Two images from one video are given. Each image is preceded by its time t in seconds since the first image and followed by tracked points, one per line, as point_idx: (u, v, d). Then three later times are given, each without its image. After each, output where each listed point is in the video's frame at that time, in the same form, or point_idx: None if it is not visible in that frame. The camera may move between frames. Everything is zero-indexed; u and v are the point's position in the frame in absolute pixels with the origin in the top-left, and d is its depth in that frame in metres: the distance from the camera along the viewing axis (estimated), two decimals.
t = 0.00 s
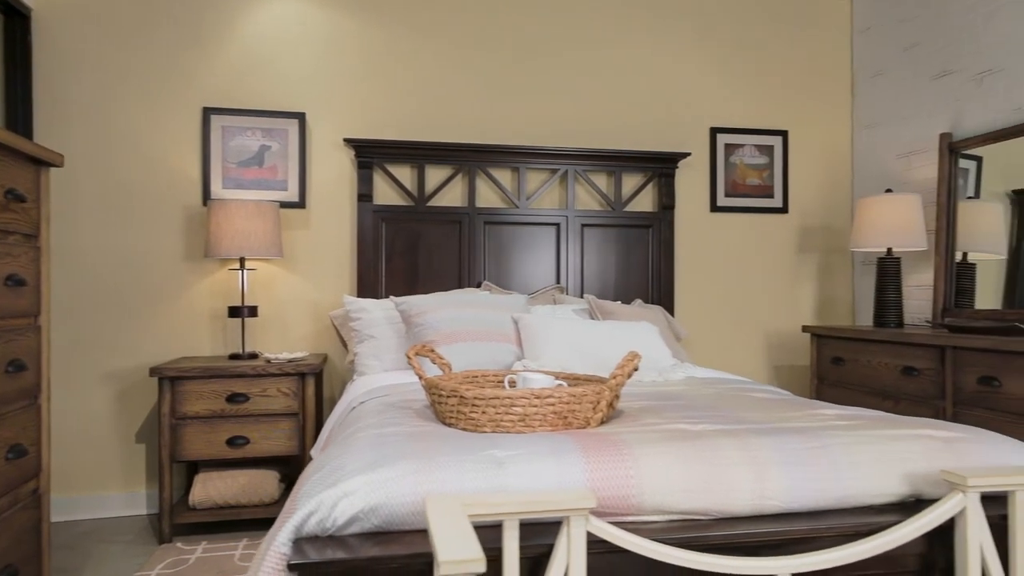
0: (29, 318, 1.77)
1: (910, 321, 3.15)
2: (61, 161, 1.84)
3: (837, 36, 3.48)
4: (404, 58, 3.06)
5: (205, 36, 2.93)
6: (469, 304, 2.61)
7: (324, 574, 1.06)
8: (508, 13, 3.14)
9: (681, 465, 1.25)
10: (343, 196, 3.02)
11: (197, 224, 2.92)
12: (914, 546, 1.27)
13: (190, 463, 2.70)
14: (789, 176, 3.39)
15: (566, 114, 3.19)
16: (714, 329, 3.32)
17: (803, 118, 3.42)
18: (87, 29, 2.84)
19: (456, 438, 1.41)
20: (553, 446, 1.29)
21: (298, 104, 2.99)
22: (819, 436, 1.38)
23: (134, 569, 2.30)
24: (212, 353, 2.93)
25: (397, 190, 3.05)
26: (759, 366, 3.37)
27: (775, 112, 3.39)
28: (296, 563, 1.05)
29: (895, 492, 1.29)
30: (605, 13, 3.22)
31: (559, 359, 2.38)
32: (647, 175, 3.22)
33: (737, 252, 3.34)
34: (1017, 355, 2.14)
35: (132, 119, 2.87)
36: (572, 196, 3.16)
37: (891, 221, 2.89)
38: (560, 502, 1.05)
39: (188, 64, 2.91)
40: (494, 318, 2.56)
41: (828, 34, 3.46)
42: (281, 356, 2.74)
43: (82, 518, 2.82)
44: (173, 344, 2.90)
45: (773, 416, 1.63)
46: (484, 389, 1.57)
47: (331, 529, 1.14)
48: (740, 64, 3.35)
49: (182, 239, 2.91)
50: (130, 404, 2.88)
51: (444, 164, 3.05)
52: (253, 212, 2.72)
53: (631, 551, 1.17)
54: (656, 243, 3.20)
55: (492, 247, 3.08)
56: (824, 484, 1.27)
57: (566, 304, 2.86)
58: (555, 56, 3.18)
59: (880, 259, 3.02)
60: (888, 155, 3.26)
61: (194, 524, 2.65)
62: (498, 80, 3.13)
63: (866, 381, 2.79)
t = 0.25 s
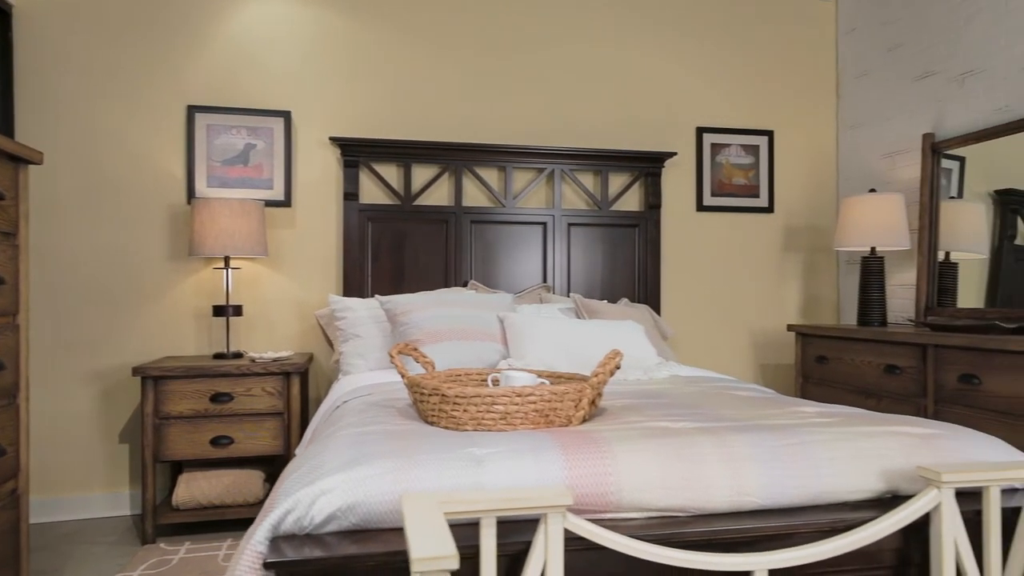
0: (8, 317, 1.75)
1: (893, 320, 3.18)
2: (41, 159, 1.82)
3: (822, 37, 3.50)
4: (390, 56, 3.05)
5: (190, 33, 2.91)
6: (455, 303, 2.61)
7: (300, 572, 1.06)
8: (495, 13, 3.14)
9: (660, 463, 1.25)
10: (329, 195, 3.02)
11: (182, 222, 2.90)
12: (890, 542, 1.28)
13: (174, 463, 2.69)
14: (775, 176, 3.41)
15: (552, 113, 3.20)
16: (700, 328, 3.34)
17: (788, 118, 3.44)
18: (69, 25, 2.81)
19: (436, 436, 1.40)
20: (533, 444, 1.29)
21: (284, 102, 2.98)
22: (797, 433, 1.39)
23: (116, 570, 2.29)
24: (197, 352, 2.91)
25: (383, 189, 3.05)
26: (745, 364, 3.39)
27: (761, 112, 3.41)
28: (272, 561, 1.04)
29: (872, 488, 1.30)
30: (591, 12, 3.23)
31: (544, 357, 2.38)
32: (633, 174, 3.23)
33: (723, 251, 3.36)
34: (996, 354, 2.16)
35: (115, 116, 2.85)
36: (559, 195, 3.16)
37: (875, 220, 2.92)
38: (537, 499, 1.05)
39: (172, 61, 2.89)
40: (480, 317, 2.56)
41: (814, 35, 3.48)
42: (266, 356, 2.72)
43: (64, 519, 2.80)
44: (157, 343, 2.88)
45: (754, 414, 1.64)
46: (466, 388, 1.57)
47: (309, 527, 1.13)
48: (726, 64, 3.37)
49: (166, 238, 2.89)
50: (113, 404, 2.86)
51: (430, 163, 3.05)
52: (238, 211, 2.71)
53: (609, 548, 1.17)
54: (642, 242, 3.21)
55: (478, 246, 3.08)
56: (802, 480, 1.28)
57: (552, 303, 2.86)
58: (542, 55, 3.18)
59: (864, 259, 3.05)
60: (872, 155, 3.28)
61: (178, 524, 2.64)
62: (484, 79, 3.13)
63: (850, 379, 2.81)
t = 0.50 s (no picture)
0: None
1: (878, 318, 3.20)
2: (20, 157, 1.81)
3: (808, 37, 3.52)
4: (376, 55, 3.04)
5: (174, 31, 2.89)
6: (441, 302, 2.61)
7: (276, 571, 1.05)
8: (481, 12, 3.14)
9: (639, 460, 1.25)
10: (315, 193, 3.01)
11: (166, 221, 2.88)
12: (867, 538, 1.29)
13: (158, 463, 2.67)
14: (761, 175, 3.43)
15: (539, 112, 3.20)
16: (687, 327, 3.35)
17: (774, 118, 3.46)
18: (51, 22, 2.79)
19: (417, 434, 1.40)
20: (513, 441, 1.29)
21: (269, 100, 2.96)
22: (777, 430, 1.40)
23: (98, 571, 2.27)
24: (181, 352, 2.90)
25: (369, 188, 3.04)
26: (731, 363, 3.41)
27: (747, 112, 3.42)
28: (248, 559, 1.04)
29: (850, 484, 1.31)
30: (578, 12, 3.24)
31: (529, 356, 2.39)
32: (620, 174, 3.24)
33: (709, 250, 3.37)
34: (976, 352, 2.18)
35: (97, 114, 2.83)
36: (546, 194, 3.16)
37: (860, 219, 2.94)
38: (515, 497, 1.05)
39: (156, 59, 2.87)
40: (466, 316, 2.56)
41: (799, 36, 3.50)
42: (251, 355, 2.71)
43: (46, 520, 2.78)
44: (141, 342, 2.86)
45: (735, 411, 1.65)
46: (448, 386, 1.57)
47: (286, 525, 1.13)
48: (712, 64, 3.38)
49: (150, 236, 2.87)
50: (96, 404, 2.84)
51: (416, 162, 3.04)
52: (222, 209, 2.69)
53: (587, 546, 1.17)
54: (629, 242, 3.22)
55: (465, 245, 3.08)
56: (780, 477, 1.29)
57: (539, 301, 2.87)
58: (529, 55, 3.18)
59: (848, 258, 3.07)
60: (857, 155, 3.30)
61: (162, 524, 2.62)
62: (471, 78, 3.13)
63: (834, 377, 2.83)
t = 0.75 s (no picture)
0: None
1: (862, 317, 3.23)
2: None
3: (794, 38, 3.54)
4: (363, 53, 3.04)
5: (158, 28, 2.87)
6: (426, 301, 2.61)
7: (253, 569, 1.05)
8: (468, 11, 3.14)
9: (618, 456, 1.26)
10: (301, 192, 3.00)
11: (150, 219, 2.86)
12: (844, 533, 1.31)
13: (142, 463, 2.65)
14: (747, 175, 3.45)
15: (526, 111, 3.20)
16: (673, 326, 3.36)
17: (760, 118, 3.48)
18: (33, 17, 2.76)
19: (398, 432, 1.40)
20: (493, 439, 1.29)
21: (255, 98, 2.95)
22: (756, 426, 1.41)
23: (80, 571, 2.25)
24: (166, 351, 2.88)
25: (356, 187, 3.03)
26: (717, 361, 3.42)
27: (733, 112, 3.44)
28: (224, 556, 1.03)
29: (828, 480, 1.32)
30: (565, 11, 3.24)
31: (514, 355, 2.39)
32: (607, 173, 3.25)
33: (696, 250, 3.39)
34: (957, 350, 2.21)
35: (81, 111, 2.81)
36: (533, 193, 3.17)
37: (844, 219, 2.96)
38: (493, 493, 1.05)
39: (140, 56, 2.85)
40: (451, 314, 2.56)
41: (785, 37, 3.52)
42: (236, 354, 2.70)
43: (28, 521, 2.75)
44: (125, 341, 2.84)
45: (717, 409, 1.66)
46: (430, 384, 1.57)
47: (264, 523, 1.12)
48: (699, 64, 3.40)
49: (134, 235, 2.85)
50: (79, 403, 2.81)
51: (403, 161, 3.04)
52: (207, 207, 2.68)
53: (566, 542, 1.17)
54: (616, 241, 3.23)
55: (452, 244, 3.08)
56: (759, 473, 1.30)
57: (525, 300, 2.87)
58: (516, 54, 3.19)
59: (833, 257, 3.09)
60: (842, 155, 3.33)
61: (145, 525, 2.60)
62: (458, 77, 3.13)
63: (818, 376, 2.85)
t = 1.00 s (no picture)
0: None
1: (847, 315, 3.25)
2: None
3: (780, 38, 3.56)
4: (349, 51, 3.03)
5: (142, 24, 2.85)
6: (412, 299, 2.60)
7: (230, 566, 1.04)
8: (455, 9, 3.14)
9: (598, 452, 1.26)
10: (287, 190, 2.99)
11: (135, 217, 2.84)
12: (823, 528, 1.31)
13: (126, 462, 2.63)
14: (733, 174, 3.46)
15: (513, 110, 3.20)
16: (660, 325, 3.37)
17: (747, 117, 3.49)
18: (15, 13, 2.74)
19: (379, 429, 1.40)
20: (473, 435, 1.29)
21: (240, 96, 2.94)
22: (736, 422, 1.41)
23: (62, 572, 2.23)
24: (150, 350, 2.86)
25: (342, 185, 3.03)
26: (704, 360, 3.44)
27: (720, 112, 3.45)
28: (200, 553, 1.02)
29: (806, 476, 1.33)
30: (552, 10, 3.25)
31: (500, 353, 2.39)
32: (594, 172, 3.25)
33: (683, 248, 3.40)
34: (938, 347, 2.23)
35: (64, 108, 2.78)
36: (520, 192, 3.17)
37: (829, 217, 2.98)
38: (471, 488, 1.05)
39: (124, 53, 2.83)
40: (438, 312, 2.56)
41: (771, 37, 3.54)
42: (221, 353, 2.69)
43: (10, 521, 2.73)
44: (109, 340, 2.82)
45: (699, 406, 1.66)
46: (413, 381, 1.57)
47: (241, 520, 1.12)
48: (686, 64, 3.41)
49: (118, 233, 2.83)
50: (62, 402, 2.79)
51: (390, 159, 3.04)
52: (191, 205, 2.66)
53: (545, 538, 1.17)
54: (603, 239, 3.24)
55: (439, 243, 3.07)
56: (738, 469, 1.30)
57: (512, 299, 2.87)
58: (503, 53, 3.19)
59: (818, 256, 3.11)
60: (828, 154, 3.35)
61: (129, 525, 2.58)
62: (445, 75, 3.13)
63: (802, 373, 2.87)
